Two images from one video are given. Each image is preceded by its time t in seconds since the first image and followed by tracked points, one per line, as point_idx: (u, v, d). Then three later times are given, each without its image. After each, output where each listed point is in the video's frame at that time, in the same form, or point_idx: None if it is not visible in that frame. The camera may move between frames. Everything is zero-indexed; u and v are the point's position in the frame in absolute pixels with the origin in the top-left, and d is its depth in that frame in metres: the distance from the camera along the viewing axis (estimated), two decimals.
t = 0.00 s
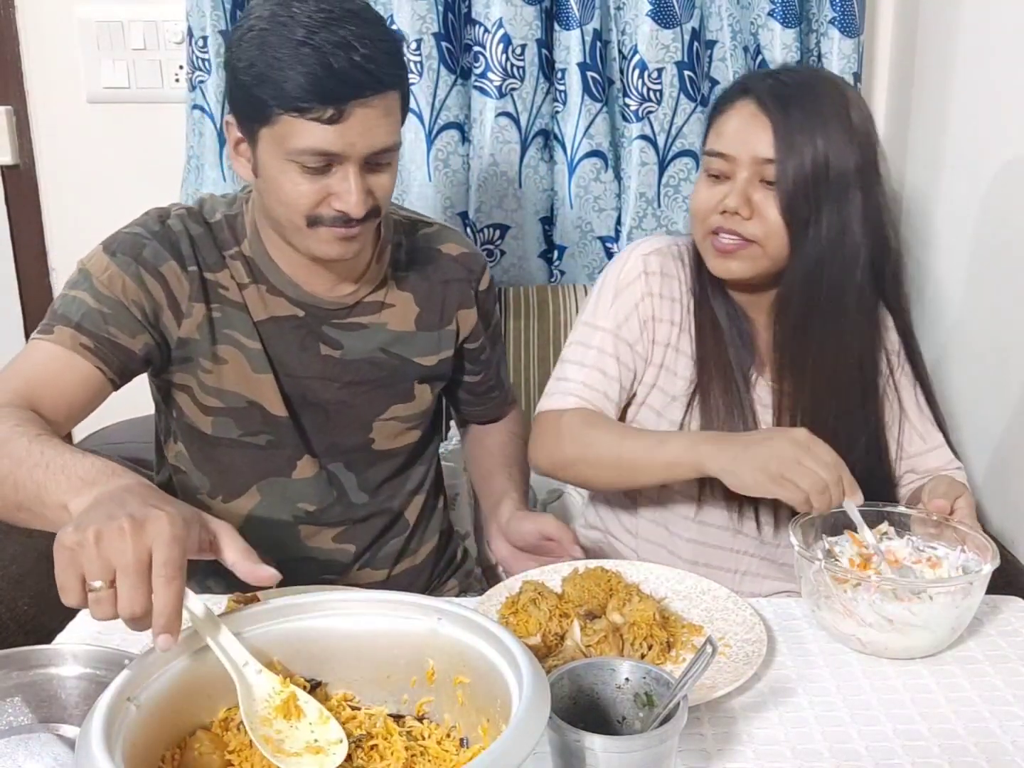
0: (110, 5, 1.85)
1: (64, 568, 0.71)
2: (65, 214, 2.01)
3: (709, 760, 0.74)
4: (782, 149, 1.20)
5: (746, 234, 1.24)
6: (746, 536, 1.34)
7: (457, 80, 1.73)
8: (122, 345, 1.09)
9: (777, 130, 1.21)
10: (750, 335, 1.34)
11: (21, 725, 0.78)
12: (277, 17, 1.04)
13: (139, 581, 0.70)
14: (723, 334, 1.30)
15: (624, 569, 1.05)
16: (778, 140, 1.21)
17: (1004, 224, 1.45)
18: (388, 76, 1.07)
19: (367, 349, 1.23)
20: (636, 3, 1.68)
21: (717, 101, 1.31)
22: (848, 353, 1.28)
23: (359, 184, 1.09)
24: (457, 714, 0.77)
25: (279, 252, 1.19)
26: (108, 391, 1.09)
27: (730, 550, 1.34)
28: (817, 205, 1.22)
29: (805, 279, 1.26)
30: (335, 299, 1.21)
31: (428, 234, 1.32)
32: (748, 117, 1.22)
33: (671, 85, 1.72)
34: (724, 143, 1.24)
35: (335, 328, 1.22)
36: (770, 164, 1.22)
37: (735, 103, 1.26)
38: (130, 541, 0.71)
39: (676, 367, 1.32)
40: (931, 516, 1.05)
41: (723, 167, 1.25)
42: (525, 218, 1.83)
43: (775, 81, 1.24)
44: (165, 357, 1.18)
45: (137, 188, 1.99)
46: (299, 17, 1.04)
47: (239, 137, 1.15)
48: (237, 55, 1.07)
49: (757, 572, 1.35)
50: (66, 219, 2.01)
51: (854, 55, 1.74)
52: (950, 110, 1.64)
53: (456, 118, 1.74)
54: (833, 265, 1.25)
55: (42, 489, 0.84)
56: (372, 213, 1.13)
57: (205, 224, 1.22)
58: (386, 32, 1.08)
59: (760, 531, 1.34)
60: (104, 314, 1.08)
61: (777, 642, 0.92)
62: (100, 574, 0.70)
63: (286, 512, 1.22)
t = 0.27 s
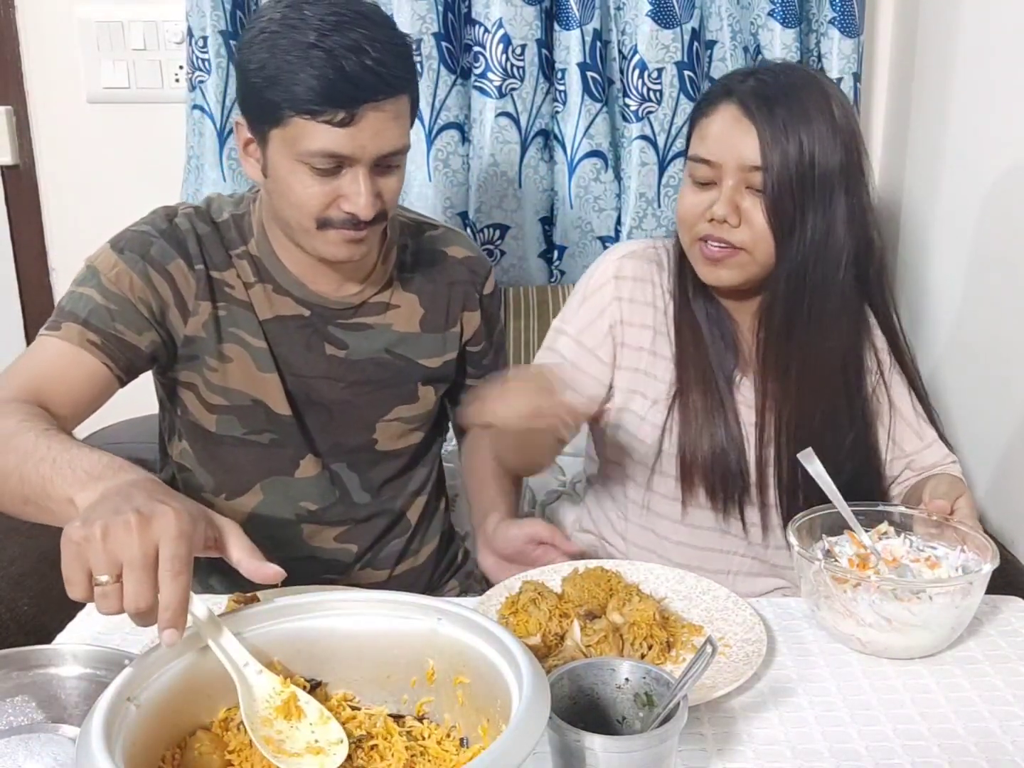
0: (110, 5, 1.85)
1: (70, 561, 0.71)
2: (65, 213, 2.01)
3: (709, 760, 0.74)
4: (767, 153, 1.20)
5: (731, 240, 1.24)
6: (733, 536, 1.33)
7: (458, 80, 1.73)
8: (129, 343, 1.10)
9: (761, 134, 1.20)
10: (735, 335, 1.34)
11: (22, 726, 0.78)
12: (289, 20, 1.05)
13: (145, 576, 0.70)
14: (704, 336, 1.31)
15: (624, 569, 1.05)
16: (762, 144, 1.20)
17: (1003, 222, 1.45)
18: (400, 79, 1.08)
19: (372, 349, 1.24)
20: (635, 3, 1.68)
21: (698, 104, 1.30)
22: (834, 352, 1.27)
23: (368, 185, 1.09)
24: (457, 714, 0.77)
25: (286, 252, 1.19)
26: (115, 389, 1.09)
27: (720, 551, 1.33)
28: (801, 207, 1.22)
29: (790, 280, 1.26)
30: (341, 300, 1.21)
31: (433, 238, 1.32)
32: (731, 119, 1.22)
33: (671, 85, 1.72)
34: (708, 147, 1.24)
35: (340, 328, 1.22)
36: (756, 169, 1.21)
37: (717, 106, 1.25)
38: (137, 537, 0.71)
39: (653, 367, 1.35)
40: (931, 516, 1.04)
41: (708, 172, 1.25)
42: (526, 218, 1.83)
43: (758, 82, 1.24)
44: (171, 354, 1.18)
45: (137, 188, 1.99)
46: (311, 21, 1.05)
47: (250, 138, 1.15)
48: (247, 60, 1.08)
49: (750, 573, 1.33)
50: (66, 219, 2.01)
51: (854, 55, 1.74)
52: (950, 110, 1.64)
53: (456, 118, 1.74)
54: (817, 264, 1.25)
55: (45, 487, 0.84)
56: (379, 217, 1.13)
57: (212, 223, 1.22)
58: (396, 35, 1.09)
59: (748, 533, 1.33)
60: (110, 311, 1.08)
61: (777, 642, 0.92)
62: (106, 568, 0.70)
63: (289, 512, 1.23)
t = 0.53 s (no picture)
0: (110, 5, 1.85)
1: (70, 561, 0.71)
2: (65, 213, 2.01)
3: (709, 760, 0.74)
4: (772, 158, 1.20)
5: (735, 244, 1.24)
6: (724, 536, 1.34)
7: (457, 80, 1.73)
8: (131, 342, 1.10)
9: (767, 137, 1.20)
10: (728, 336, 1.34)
11: (23, 725, 0.78)
12: (296, 22, 1.05)
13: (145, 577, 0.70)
14: (695, 338, 1.31)
15: (624, 569, 1.05)
16: (768, 147, 1.20)
17: (1003, 222, 1.45)
18: (403, 83, 1.07)
19: (374, 350, 1.23)
20: (636, 3, 1.68)
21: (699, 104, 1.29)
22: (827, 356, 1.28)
23: (364, 188, 1.08)
24: (457, 714, 0.77)
25: (289, 253, 1.19)
26: (116, 388, 1.09)
27: (711, 550, 1.35)
28: (805, 212, 1.22)
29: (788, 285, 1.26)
30: (343, 300, 1.21)
31: (435, 239, 1.32)
32: (735, 121, 1.22)
33: (671, 85, 1.72)
34: (710, 148, 1.23)
35: (342, 329, 1.22)
36: (760, 174, 1.21)
37: (720, 107, 1.25)
38: (137, 537, 0.71)
39: (643, 368, 1.35)
40: (932, 517, 1.04)
41: (711, 175, 1.23)
42: (526, 218, 1.83)
43: (761, 84, 1.24)
44: (172, 353, 1.18)
45: (137, 188, 1.99)
46: (319, 22, 1.04)
47: (253, 134, 1.14)
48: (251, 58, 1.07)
49: (740, 571, 1.35)
50: (66, 219, 2.01)
51: (854, 55, 1.74)
52: (950, 111, 1.64)
53: (456, 118, 1.74)
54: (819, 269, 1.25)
55: (46, 486, 0.83)
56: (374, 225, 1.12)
57: (215, 223, 1.22)
58: (404, 41, 1.09)
59: (734, 532, 1.33)
60: (113, 311, 1.08)
61: (777, 642, 0.92)
62: (106, 569, 0.70)
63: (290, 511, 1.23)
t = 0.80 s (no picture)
0: (110, 5, 1.85)
1: (80, 571, 0.72)
2: (65, 213, 2.01)
3: (709, 760, 0.74)
4: (811, 165, 1.20)
5: (770, 248, 1.22)
6: (720, 536, 1.33)
7: (458, 80, 1.73)
8: (130, 344, 1.10)
9: (808, 144, 1.20)
10: (728, 336, 1.33)
11: (23, 725, 0.78)
12: (287, 28, 1.05)
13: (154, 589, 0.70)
14: (701, 343, 1.30)
15: (624, 569, 1.05)
16: (809, 154, 1.20)
17: (1004, 221, 1.45)
18: (384, 98, 1.07)
19: (372, 351, 1.24)
20: (636, 3, 1.68)
21: (720, 104, 1.27)
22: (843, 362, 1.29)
23: (340, 198, 1.09)
24: (457, 713, 0.77)
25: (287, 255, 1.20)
26: (117, 389, 1.09)
27: (710, 551, 1.34)
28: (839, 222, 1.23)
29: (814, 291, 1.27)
30: (341, 301, 1.21)
31: (434, 240, 1.31)
32: (777, 126, 1.20)
33: (671, 85, 1.72)
34: (747, 151, 1.20)
35: (340, 330, 1.22)
36: (800, 180, 1.20)
37: (754, 110, 1.23)
38: (144, 550, 0.71)
39: (643, 370, 1.35)
40: (932, 517, 1.04)
41: (747, 178, 1.21)
42: (526, 218, 1.83)
43: (792, 88, 1.23)
44: (172, 354, 1.18)
45: (137, 188, 1.99)
46: (308, 31, 1.04)
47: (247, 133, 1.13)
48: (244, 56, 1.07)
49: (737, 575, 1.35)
50: (66, 219, 2.01)
51: (854, 55, 1.74)
52: (950, 111, 1.64)
53: (456, 118, 1.74)
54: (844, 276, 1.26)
55: (48, 486, 0.83)
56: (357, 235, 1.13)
57: (215, 224, 1.22)
58: (396, 54, 1.08)
59: (734, 534, 1.33)
60: (113, 312, 1.09)
61: (777, 642, 0.92)
62: (115, 581, 0.71)
63: (289, 511, 1.23)
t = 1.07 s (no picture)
0: (110, 5, 1.85)
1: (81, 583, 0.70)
2: (65, 213, 2.01)
3: (709, 760, 0.74)
4: (857, 170, 1.21)
5: (813, 253, 1.22)
6: (738, 537, 1.34)
7: (457, 80, 1.73)
8: (127, 345, 1.09)
9: (855, 149, 1.21)
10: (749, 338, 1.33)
11: (22, 725, 0.78)
12: (274, 29, 1.03)
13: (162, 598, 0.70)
14: (729, 347, 1.28)
15: (624, 569, 1.05)
16: (856, 160, 1.21)
17: (1004, 221, 1.45)
18: (370, 101, 1.05)
19: (369, 352, 1.23)
20: (635, 3, 1.68)
21: (759, 104, 1.26)
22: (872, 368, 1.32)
23: (326, 202, 1.07)
24: (457, 713, 0.77)
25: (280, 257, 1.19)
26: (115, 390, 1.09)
27: (727, 551, 1.34)
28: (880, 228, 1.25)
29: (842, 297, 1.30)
30: (337, 303, 1.21)
31: (431, 240, 1.31)
32: (826, 133, 1.20)
33: (672, 85, 1.72)
34: (795, 153, 1.20)
35: (336, 331, 1.22)
36: (846, 188, 1.21)
37: (802, 111, 1.22)
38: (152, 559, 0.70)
39: (670, 369, 1.32)
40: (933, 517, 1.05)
41: (794, 181, 1.20)
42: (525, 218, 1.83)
43: (836, 92, 1.23)
44: (168, 356, 1.18)
45: (137, 188, 1.99)
46: (294, 32, 1.02)
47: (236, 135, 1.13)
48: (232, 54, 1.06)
49: (758, 575, 1.36)
50: (66, 218, 2.01)
51: (854, 55, 1.74)
52: (950, 111, 1.64)
53: (456, 118, 1.74)
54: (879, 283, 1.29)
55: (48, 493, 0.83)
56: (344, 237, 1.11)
57: (209, 226, 1.22)
58: (384, 55, 1.06)
59: (754, 533, 1.34)
60: (110, 314, 1.08)
61: (777, 642, 0.92)
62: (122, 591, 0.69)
63: (287, 513, 1.23)
